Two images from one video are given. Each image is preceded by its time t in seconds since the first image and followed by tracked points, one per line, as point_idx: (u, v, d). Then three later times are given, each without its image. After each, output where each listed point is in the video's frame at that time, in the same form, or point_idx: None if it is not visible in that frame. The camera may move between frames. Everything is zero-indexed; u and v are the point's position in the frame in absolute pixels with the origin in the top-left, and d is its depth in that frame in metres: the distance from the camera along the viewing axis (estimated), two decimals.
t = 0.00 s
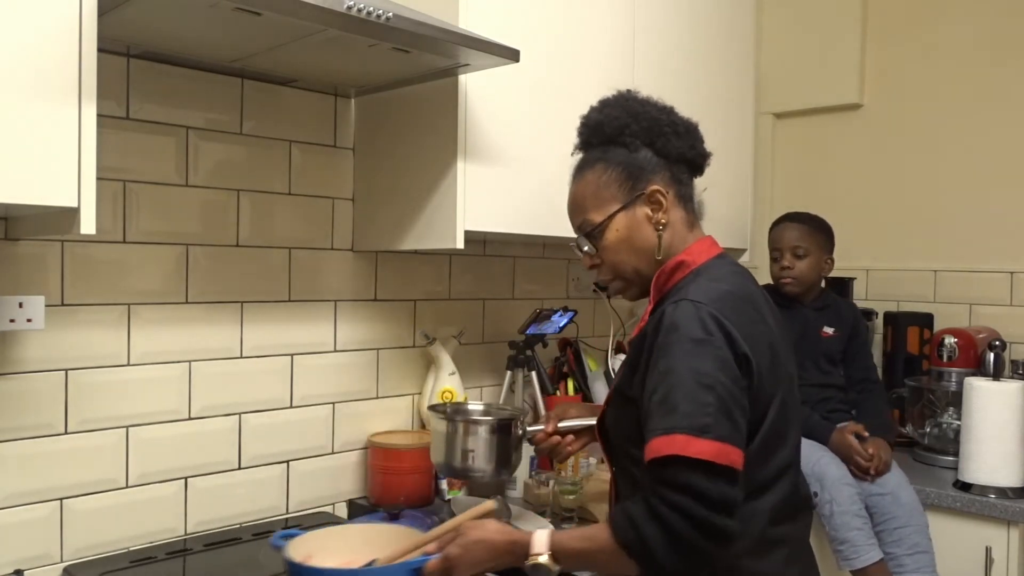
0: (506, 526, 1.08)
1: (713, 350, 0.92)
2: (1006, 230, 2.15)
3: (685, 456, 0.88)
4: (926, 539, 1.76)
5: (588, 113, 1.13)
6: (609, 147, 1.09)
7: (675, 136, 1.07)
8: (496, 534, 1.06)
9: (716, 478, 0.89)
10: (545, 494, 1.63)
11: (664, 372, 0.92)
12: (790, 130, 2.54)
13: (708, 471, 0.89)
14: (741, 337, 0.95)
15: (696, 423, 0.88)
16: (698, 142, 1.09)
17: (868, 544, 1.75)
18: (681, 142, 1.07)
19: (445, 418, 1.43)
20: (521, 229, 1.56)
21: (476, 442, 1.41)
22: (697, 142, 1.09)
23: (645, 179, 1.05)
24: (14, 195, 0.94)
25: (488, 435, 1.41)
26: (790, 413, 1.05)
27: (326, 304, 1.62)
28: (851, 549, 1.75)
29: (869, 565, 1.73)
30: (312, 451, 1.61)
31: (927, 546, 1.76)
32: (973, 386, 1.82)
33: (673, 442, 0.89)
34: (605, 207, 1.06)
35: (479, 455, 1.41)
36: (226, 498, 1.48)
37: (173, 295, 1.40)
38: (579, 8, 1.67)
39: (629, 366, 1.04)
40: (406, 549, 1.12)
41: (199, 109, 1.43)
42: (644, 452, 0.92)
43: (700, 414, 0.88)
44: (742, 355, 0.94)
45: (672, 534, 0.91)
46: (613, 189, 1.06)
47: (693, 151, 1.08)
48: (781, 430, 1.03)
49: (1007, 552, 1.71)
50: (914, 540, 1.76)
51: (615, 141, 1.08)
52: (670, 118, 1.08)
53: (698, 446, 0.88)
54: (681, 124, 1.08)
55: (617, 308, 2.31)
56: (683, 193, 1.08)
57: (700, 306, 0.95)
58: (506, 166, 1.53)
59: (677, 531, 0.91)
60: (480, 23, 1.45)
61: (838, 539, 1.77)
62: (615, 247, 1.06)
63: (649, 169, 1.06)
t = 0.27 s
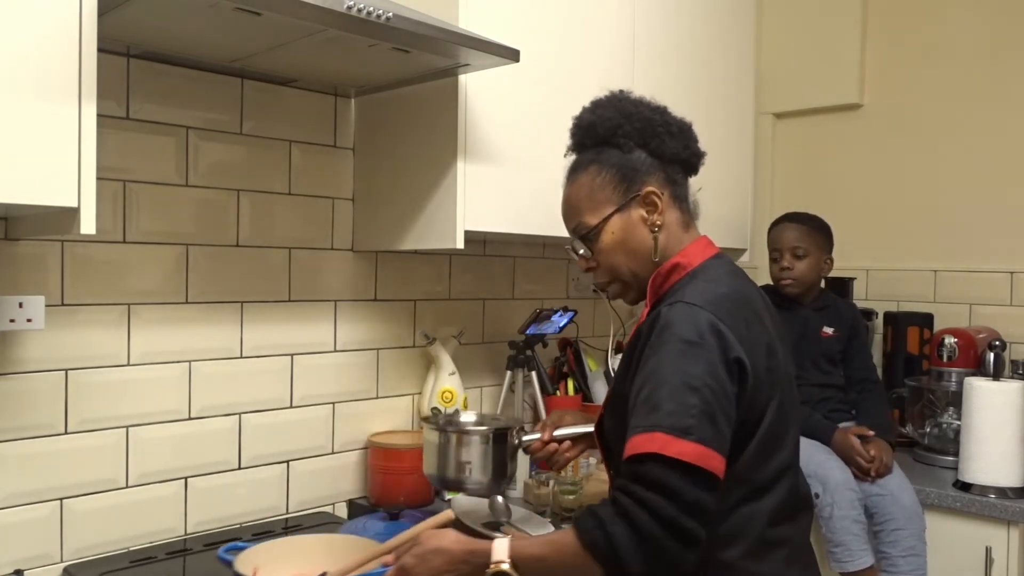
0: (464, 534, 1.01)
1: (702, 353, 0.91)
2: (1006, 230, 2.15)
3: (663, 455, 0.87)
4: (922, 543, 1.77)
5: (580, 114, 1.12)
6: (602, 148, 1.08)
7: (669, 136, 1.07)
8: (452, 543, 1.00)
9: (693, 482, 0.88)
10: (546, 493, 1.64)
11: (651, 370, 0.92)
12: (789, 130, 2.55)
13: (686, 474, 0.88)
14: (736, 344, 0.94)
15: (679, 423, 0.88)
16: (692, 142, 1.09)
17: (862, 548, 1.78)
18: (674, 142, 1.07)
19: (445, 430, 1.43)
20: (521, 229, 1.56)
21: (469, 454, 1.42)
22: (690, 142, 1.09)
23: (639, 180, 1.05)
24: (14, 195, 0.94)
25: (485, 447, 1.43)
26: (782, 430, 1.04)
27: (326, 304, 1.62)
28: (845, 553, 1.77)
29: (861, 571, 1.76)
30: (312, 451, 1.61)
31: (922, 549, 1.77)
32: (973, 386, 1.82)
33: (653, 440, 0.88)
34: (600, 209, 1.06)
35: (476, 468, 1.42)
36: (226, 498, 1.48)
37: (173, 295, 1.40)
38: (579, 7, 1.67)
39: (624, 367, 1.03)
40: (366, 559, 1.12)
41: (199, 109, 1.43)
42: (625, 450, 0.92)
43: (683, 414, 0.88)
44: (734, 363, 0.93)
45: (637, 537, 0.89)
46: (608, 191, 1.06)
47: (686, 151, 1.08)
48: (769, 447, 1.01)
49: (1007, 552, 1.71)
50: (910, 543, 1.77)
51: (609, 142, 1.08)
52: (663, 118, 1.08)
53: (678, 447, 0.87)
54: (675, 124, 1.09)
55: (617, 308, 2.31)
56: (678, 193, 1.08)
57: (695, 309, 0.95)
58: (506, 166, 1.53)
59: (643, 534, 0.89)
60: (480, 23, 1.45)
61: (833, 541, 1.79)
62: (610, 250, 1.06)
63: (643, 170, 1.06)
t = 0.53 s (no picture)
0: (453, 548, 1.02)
1: (708, 358, 0.91)
2: (1006, 230, 2.15)
3: (668, 462, 0.87)
4: (920, 543, 1.78)
5: (578, 111, 1.12)
6: (601, 147, 1.08)
7: (669, 137, 1.07)
8: (441, 556, 1.00)
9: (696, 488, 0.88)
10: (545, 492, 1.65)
11: (657, 375, 0.91)
12: (789, 130, 2.55)
13: (690, 480, 0.88)
14: (743, 350, 0.94)
15: (685, 428, 0.87)
16: (692, 143, 1.09)
17: (857, 549, 1.78)
18: (674, 143, 1.07)
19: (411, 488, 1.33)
20: (521, 229, 1.56)
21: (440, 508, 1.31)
22: (690, 143, 1.08)
23: (637, 181, 1.05)
24: (14, 195, 0.94)
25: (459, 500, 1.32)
26: (784, 435, 1.04)
27: (326, 304, 1.62)
28: (840, 553, 1.78)
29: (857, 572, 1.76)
30: (312, 451, 1.61)
31: (917, 549, 1.78)
32: (973, 386, 1.82)
33: (660, 446, 0.87)
34: (596, 209, 1.06)
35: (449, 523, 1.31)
36: (226, 498, 1.48)
37: (173, 296, 1.40)
38: (578, 7, 1.67)
39: (628, 370, 1.03)
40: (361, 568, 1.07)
41: (199, 109, 1.43)
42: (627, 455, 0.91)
43: (690, 419, 0.87)
44: (740, 367, 0.93)
45: (638, 545, 0.89)
46: (605, 191, 1.06)
47: (687, 153, 1.08)
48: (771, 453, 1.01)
49: (1007, 552, 1.71)
50: (907, 543, 1.78)
51: (608, 141, 1.08)
52: (664, 118, 1.07)
53: (684, 453, 0.87)
54: (676, 124, 1.08)
55: (617, 308, 2.31)
56: (676, 195, 1.08)
57: (702, 315, 0.95)
58: (506, 166, 1.53)
59: (645, 542, 0.88)
60: (480, 23, 1.45)
61: (829, 540, 1.80)
62: (605, 249, 1.06)
63: (641, 170, 1.06)
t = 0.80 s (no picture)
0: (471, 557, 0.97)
1: (728, 361, 0.92)
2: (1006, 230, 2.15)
3: (693, 466, 0.87)
4: (920, 543, 1.78)
5: (582, 109, 1.12)
6: (605, 144, 1.08)
7: (674, 135, 1.07)
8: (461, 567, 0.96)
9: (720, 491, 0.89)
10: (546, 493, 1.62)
11: (677, 379, 0.92)
12: (790, 130, 2.55)
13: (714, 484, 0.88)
14: (760, 351, 0.95)
15: (708, 432, 0.88)
16: (695, 142, 1.10)
17: (857, 549, 1.79)
18: (679, 141, 1.07)
19: (398, 524, 1.22)
20: (521, 229, 1.56)
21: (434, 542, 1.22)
22: (694, 141, 1.09)
23: (642, 179, 1.05)
24: (14, 195, 0.94)
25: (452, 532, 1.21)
26: (795, 432, 1.05)
27: (326, 304, 1.62)
28: (840, 553, 1.78)
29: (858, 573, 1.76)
30: (312, 451, 1.61)
31: (919, 549, 1.78)
32: (973, 386, 1.82)
33: (684, 451, 0.88)
34: (601, 207, 1.05)
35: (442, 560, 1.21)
36: (226, 498, 1.48)
37: (173, 296, 1.40)
38: (578, 8, 1.67)
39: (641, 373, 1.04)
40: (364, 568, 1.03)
41: (199, 109, 1.43)
42: (649, 460, 0.92)
43: (712, 423, 0.88)
44: (756, 368, 0.94)
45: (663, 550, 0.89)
46: (610, 189, 1.05)
47: (691, 151, 1.09)
48: (783, 452, 1.03)
49: (1007, 552, 1.71)
50: (908, 543, 1.78)
51: (612, 139, 1.08)
52: (669, 116, 1.08)
53: (708, 457, 0.87)
54: (680, 123, 1.09)
55: (617, 308, 2.31)
56: (680, 193, 1.08)
57: (718, 316, 0.95)
58: (506, 165, 1.53)
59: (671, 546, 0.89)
60: (480, 23, 1.45)
61: (830, 541, 1.80)
62: (610, 248, 1.06)
63: (646, 168, 1.06)
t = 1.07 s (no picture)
0: None
1: (744, 362, 0.93)
2: (1006, 230, 2.15)
3: (722, 471, 0.88)
4: (920, 543, 1.78)
5: (583, 108, 1.11)
6: (608, 144, 1.08)
7: (676, 133, 1.07)
8: None
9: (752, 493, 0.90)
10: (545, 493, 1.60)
11: (695, 384, 0.92)
12: (790, 130, 2.55)
13: (744, 486, 0.89)
14: (770, 348, 0.96)
15: (731, 436, 0.89)
16: (697, 139, 1.10)
17: (857, 549, 1.79)
18: (682, 139, 1.07)
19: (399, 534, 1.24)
20: (520, 229, 1.56)
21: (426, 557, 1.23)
22: (695, 138, 1.09)
23: (646, 177, 1.05)
24: (15, 196, 0.94)
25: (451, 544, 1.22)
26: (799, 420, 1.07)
27: (326, 304, 1.62)
28: (840, 553, 1.78)
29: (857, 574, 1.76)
30: (312, 451, 1.61)
31: (919, 549, 1.78)
32: (973, 386, 1.82)
33: (710, 457, 0.88)
34: (606, 207, 1.05)
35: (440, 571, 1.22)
36: (225, 497, 1.48)
37: (173, 296, 1.40)
38: (578, 7, 1.67)
39: (648, 377, 1.03)
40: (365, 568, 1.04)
41: (199, 109, 1.43)
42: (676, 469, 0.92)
43: (736, 427, 0.89)
44: (769, 365, 0.96)
45: (702, 556, 0.91)
46: (614, 188, 1.05)
47: (693, 149, 1.09)
48: (794, 441, 1.05)
49: (1007, 552, 1.71)
50: (908, 543, 1.78)
51: (615, 138, 1.08)
52: (671, 114, 1.08)
53: (735, 461, 0.88)
54: (683, 120, 1.09)
55: (617, 308, 2.31)
56: (683, 192, 1.08)
57: (728, 315, 0.96)
58: (506, 165, 1.53)
59: (711, 553, 0.90)
60: (480, 23, 1.45)
61: (829, 541, 1.80)
62: (615, 248, 1.06)
63: (650, 167, 1.06)
